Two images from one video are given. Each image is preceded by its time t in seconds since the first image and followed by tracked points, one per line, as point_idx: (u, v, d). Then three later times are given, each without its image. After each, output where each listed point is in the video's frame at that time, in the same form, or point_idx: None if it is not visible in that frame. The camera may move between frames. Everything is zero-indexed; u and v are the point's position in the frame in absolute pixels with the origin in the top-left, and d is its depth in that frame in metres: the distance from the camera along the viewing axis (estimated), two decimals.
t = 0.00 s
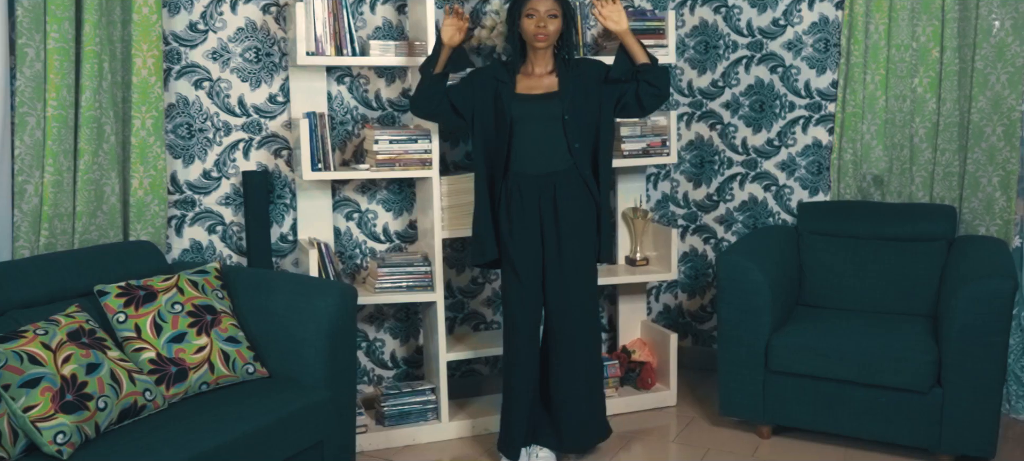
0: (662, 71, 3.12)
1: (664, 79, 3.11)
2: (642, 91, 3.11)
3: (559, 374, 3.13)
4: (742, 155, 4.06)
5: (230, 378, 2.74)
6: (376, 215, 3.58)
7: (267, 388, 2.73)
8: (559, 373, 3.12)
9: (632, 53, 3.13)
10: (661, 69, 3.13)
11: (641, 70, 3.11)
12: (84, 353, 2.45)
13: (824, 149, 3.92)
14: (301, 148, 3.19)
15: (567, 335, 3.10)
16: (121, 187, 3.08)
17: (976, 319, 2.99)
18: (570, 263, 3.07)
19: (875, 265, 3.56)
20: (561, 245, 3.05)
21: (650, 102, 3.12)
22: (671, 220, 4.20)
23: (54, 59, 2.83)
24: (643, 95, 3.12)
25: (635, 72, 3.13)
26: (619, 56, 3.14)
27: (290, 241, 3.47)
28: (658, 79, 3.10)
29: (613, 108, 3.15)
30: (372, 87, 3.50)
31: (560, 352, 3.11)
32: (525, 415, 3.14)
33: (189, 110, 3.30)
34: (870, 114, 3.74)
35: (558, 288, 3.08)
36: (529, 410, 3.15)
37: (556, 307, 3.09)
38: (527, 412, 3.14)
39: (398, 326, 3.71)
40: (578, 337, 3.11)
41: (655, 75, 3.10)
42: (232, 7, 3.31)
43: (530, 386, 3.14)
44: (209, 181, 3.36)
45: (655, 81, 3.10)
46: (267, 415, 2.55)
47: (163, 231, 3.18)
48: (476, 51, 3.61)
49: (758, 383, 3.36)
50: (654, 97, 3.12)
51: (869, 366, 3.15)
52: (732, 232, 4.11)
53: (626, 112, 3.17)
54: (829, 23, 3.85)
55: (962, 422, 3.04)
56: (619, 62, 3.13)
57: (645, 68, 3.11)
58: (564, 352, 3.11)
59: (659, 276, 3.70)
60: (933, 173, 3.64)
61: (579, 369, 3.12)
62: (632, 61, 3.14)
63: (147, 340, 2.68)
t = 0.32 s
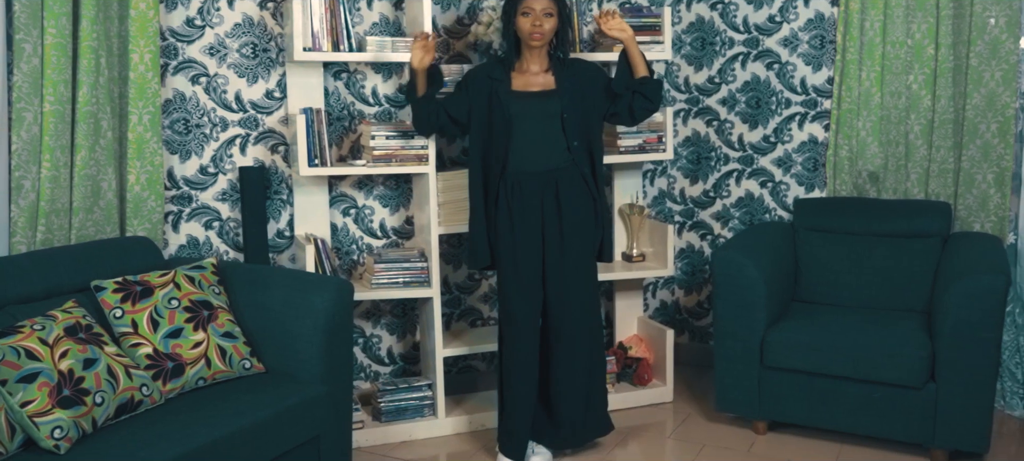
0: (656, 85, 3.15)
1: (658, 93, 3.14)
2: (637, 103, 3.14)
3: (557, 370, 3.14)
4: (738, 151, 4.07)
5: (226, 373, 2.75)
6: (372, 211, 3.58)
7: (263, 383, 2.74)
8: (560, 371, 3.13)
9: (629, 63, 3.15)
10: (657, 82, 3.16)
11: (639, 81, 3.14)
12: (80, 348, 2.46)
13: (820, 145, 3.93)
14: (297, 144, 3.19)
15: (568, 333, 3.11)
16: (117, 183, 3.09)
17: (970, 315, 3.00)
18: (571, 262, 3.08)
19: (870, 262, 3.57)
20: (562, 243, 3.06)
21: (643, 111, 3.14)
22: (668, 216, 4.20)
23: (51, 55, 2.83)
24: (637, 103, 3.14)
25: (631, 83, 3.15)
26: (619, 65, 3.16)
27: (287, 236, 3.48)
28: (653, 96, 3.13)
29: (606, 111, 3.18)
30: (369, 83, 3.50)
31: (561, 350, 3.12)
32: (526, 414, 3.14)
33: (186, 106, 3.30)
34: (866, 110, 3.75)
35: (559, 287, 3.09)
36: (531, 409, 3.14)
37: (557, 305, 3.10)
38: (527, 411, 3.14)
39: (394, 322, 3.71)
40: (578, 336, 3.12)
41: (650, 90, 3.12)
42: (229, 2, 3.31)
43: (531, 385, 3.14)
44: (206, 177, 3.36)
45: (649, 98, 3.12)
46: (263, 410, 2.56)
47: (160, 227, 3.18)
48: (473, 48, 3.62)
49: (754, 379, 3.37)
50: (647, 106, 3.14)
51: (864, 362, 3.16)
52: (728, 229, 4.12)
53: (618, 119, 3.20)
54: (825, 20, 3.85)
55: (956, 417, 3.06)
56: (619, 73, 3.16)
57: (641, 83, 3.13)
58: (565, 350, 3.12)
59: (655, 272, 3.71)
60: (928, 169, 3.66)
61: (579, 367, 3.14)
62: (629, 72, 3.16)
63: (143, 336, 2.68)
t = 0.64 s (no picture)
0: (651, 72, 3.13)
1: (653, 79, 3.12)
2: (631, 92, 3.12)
3: (553, 367, 3.14)
4: (735, 148, 4.08)
5: (223, 369, 2.75)
6: (369, 207, 3.58)
7: (261, 378, 2.74)
8: (558, 369, 3.13)
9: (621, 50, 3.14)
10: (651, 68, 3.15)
11: (631, 67, 3.12)
12: (77, 343, 2.46)
13: (816, 141, 3.93)
14: (295, 140, 3.19)
15: (567, 330, 3.11)
16: (114, 178, 3.08)
17: (965, 311, 3.01)
18: (570, 259, 3.09)
19: (866, 258, 3.58)
20: (561, 240, 3.07)
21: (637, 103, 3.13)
22: (665, 213, 4.21)
23: (48, 49, 2.82)
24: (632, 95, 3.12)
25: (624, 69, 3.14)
26: (612, 51, 3.16)
27: (284, 232, 3.48)
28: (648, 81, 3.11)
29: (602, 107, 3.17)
30: (366, 79, 3.50)
31: (560, 347, 3.12)
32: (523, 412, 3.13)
33: (183, 101, 3.30)
34: (862, 107, 3.75)
35: (557, 284, 3.09)
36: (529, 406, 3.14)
37: (555, 302, 3.10)
38: (525, 408, 3.13)
39: (391, 318, 3.72)
40: (577, 333, 3.12)
41: (642, 75, 3.10)
42: None
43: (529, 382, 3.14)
44: (203, 172, 3.36)
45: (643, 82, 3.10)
46: (261, 406, 2.56)
47: (157, 223, 3.18)
48: (471, 43, 3.63)
49: (750, 375, 3.38)
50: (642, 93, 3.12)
51: (860, 358, 3.17)
52: (725, 225, 4.13)
53: (615, 109, 3.19)
54: (821, 16, 3.85)
55: (951, 413, 3.07)
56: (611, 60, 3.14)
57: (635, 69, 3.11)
58: (564, 347, 3.12)
59: (652, 268, 3.72)
60: (924, 166, 3.66)
61: (577, 363, 3.14)
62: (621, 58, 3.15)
63: (140, 331, 2.68)
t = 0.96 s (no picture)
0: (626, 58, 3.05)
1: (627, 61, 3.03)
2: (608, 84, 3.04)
3: (549, 366, 3.13)
4: (733, 144, 4.08)
5: (221, 365, 2.75)
6: (367, 204, 3.57)
7: (258, 375, 2.74)
8: (552, 367, 3.13)
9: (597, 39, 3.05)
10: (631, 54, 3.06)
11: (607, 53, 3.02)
12: (74, 339, 2.45)
13: (814, 138, 3.93)
14: (292, 135, 3.19)
15: (561, 328, 3.11)
16: (111, 174, 3.07)
17: (963, 308, 3.01)
18: (564, 257, 3.08)
19: (864, 255, 3.58)
20: (556, 237, 3.06)
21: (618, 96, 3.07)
22: (662, 209, 4.21)
23: (45, 45, 2.81)
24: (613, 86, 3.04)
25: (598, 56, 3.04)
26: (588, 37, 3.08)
27: (281, 228, 3.46)
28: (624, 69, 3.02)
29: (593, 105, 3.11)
30: (363, 75, 3.49)
31: (553, 345, 3.12)
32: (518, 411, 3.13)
33: (180, 97, 3.29)
34: (860, 103, 3.75)
35: (551, 282, 3.08)
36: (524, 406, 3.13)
37: (550, 300, 3.09)
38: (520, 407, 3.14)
39: (388, 314, 3.71)
40: (571, 331, 3.12)
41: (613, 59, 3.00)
42: None
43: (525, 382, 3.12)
44: (200, 168, 3.35)
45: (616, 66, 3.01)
46: (258, 402, 2.56)
47: (154, 219, 3.17)
48: (468, 39, 3.62)
49: (748, 372, 3.38)
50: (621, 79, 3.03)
51: (857, 355, 3.17)
52: (722, 222, 4.13)
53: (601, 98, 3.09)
54: (819, 13, 3.85)
55: (948, 410, 3.07)
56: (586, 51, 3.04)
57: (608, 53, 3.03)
58: (558, 345, 3.12)
59: (649, 265, 3.71)
60: (922, 163, 3.66)
61: (571, 361, 3.14)
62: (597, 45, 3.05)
63: (137, 327, 2.67)
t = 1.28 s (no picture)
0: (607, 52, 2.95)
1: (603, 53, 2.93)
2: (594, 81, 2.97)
3: (543, 365, 3.11)
4: (732, 142, 4.07)
5: (218, 363, 2.73)
6: (365, 201, 3.56)
7: (256, 373, 2.72)
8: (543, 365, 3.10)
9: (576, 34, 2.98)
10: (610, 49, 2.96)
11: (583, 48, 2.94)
12: (71, 338, 2.44)
13: (813, 136, 3.92)
14: (290, 132, 3.17)
15: (552, 327, 3.08)
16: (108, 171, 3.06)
17: (963, 306, 3.00)
18: (556, 255, 3.05)
19: (863, 253, 3.57)
20: (546, 235, 3.03)
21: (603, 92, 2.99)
22: (661, 207, 4.20)
23: (40, 41, 2.79)
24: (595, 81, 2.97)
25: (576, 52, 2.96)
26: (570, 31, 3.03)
27: (279, 226, 3.45)
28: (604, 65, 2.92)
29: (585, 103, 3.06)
30: (362, 72, 3.48)
31: (544, 343, 3.10)
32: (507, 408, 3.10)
33: (177, 93, 3.27)
34: (859, 101, 3.75)
35: (543, 281, 3.06)
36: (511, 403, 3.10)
37: (541, 298, 3.07)
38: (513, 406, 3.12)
39: (387, 312, 3.70)
40: (562, 330, 3.09)
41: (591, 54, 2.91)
42: None
43: (513, 379, 3.10)
44: (197, 166, 3.33)
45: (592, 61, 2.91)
46: (257, 400, 2.55)
47: (151, 216, 3.15)
48: (467, 36, 3.61)
49: (747, 370, 3.37)
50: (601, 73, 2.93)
51: (857, 353, 3.17)
52: (721, 220, 4.12)
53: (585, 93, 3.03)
54: (819, 10, 3.84)
55: (948, 408, 3.06)
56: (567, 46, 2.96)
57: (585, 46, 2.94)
58: (549, 343, 3.09)
59: (648, 263, 3.70)
60: (921, 160, 3.65)
61: (562, 360, 3.11)
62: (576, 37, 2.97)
63: (135, 325, 2.66)
